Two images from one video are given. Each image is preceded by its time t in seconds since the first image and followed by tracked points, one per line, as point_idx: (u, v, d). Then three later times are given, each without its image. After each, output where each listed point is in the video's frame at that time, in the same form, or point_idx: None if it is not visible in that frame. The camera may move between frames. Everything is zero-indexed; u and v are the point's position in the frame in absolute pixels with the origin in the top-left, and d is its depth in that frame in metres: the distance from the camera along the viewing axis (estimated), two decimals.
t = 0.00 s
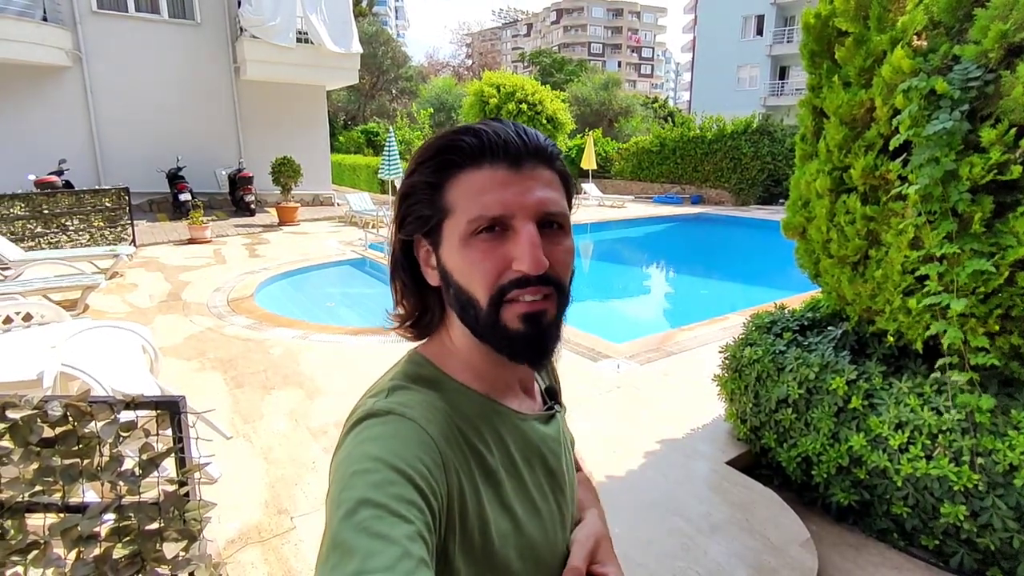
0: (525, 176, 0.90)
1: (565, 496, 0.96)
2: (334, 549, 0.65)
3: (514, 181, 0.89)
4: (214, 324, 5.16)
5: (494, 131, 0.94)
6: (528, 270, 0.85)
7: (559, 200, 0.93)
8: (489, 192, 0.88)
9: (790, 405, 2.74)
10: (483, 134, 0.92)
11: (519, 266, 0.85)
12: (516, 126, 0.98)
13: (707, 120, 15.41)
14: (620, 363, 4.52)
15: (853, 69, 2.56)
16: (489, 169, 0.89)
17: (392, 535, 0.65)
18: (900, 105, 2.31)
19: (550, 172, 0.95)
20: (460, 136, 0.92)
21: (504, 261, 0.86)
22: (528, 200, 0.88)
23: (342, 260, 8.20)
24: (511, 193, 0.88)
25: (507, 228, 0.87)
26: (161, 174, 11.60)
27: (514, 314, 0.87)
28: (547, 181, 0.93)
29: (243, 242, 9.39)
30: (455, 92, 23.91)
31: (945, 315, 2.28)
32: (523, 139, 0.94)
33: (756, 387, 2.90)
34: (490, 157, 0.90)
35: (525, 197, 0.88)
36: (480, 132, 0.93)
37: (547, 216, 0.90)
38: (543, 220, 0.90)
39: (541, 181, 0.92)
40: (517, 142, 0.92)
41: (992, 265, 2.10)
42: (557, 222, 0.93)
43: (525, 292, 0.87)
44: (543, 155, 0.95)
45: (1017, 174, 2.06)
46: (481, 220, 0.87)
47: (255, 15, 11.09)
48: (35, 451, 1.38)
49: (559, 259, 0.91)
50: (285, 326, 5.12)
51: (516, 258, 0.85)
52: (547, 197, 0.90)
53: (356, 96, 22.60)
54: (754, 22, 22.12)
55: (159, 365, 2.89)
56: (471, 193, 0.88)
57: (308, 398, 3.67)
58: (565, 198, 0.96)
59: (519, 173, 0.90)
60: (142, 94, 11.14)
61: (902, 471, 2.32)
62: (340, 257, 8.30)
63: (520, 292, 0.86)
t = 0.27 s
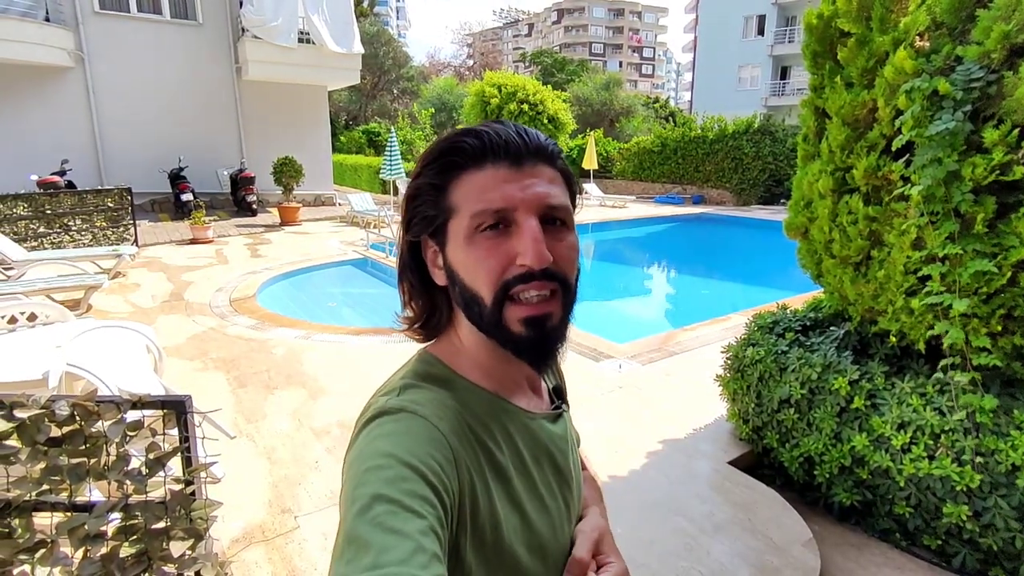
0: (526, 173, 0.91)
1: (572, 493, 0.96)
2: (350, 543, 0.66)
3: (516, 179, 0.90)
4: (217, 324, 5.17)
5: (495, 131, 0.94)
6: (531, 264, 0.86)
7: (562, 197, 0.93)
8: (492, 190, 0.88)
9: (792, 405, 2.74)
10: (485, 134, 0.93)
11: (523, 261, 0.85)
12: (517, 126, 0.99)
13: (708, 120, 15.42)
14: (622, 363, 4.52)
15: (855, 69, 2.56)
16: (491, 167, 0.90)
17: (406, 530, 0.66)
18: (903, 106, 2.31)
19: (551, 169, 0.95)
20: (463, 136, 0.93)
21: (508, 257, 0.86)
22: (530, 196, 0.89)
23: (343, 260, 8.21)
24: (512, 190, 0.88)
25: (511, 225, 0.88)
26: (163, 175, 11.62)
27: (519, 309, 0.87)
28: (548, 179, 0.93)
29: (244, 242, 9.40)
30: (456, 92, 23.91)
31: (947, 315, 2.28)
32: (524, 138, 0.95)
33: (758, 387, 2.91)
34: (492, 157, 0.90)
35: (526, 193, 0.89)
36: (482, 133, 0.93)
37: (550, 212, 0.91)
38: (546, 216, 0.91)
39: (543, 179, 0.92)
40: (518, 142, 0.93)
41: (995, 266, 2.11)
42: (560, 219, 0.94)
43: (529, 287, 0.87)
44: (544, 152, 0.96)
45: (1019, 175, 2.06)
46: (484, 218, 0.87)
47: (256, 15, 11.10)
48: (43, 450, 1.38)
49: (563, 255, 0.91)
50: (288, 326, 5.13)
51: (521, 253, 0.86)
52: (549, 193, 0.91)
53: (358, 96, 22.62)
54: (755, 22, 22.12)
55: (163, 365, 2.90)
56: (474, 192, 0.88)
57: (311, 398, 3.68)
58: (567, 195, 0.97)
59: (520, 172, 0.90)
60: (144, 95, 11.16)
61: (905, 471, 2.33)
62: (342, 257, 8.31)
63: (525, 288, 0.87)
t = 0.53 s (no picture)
0: (533, 183, 0.90)
1: (575, 497, 0.96)
2: (350, 545, 0.65)
3: (524, 188, 0.89)
4: (218, 324, 5.17)
5: (501, 137, 0.94)
6: (540, 276, 0.85)
7: (569, 205, 0.93)
8: (499, 199, 0.88)
9: (794, 406, 2.73)
10: (491, 141, 0.92)
11: (532, 274, 0.85)
12: (523, 131, 0.98)
13: (710, 120, 15.40)
14: (624, 364, 4.51)
15: (858, 69, 2.55)
16: (499, 175, 0.89)
17: (408, 532, 0.65)
18: (906, 105, 2.31)
19: (559, 176, 0.95)
20: (469, 143, 0.92)
21: (517, 269, 0.86)
22: (538, 206, 0.88)
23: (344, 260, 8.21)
24: (521, 200, 0.88)
25: (519, 234, 0.87)
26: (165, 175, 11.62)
27: (528, 318, 0.87)
28: (556, 188, 0.93)
29: (246, 242, 9.40)
30: (457, 92, 23.91)
31: (951, 316, 2.28)
32: (530, 145, 0.94)
33: (761, 387, 2.90)
34: (499, 164, 0.90)
35: (535, 203, 0.88)
36: (488, 139, 0.93)
37: (558, 220, 0.91)
38: (553, 224, 0.90)
39: (551, 188, 0.92)
40: (525, 149, 0.92)
41: (998, 266, 2.10)
42: (568, 228, 0.93)
43: (540, 298, 0.87)
44: (551, 160, 0.95)
45: None
46: (492, 226, 0.87)
47: (257, 15, 11.07)
48: (44, 451, 1.37)
49: (569, 266, 0.91)
50: (289, 326, 5.12)
51: (529, 265, 0.85)
52: (557, 203, 0.90)
53: (359, 96, 22.63)
54: (757, 22, 22.10)
55: (164, 365, 2.90)
56: (481, 200, 0.88)
57: (312, 399, 3.68)
58: (574, 202, 0.97)
59: (528, 180, 0.90)
60: (145, 94, 11.16)
61: (908, 472, 2.32)
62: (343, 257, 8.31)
63: (535, 297, 0.86)
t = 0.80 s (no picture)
0: (527, 182, 0.90)
1: (574, 500, 0.96)
2: (349, 549, 0.65)
3: (518, 188, 0.89)
4: (219, 324, 5.17)
5: (494, 138, 0.93)
6: (536, 277, 0.85)
7: (563, 203, 0.93)
8: (494, 200, 0.87)
9: (795, 407, 2.73)
10: (483, 142, 0.92)
11: (527, 274, 0.85)
12: (517, 131, 0.97)
13: (711, 120, 15.38)
14: (624, 364, 4.51)
15: (860, 69, 2.55)
16: (491, 176, 0.89)
17: (407, 537, 0.65)
18: (908, 105, 2.30)
19: (554, 175, 0.95)
20: (462, 144, 0.92)
21: (514, 269, 0.86)
22: (532, 206, 0.88)
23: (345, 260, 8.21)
24: (515, 201, 0.88)
25: (513, 236, 0.87)
26: (166, 174, 11.64)
27: (527, 319, 0.86)
28: (551, 186, 0.93)
29: (247, 241, 9.40)
30: (458, 92, 23.91)
31: (952, 317, 2.27)
32: (523, 145, 0.94)
33: (761, 388, 2.90)
34: (492, 164, 0.89)
35: (529, 203, 0.88)
36: (481, 140, 0.92)
37: (553, 219, 0.90)
38: (549, 224, 0.90)
39: (545, 188, 0.92)
40: (518, 149, 0.92)
41: (999, 268, 2.09)
42: (563, 226, 0.93)
43: (538, 300, 0.86)
44: (545, 158, 0.95)
45: None
46: (487, 229, 0.87)
47: (258, 16, 11.17)
48: (44, 451, 1.37)
49: (566, 263, 0.91)
50: (290, 326, 5.13)
51: (525, 265, 0.85)
52: (552, 202, 0.90)
53: (360, 96, 22.65)
54: (758, 22, 22.08)
55: (165, 365, 2.90)
56: (476, 201, 0.88)
57: (313, 399, 3.68)
58: (569, 200, 0.96)
59: (521, 181, 0.89)
60: (147, 94, 11.17)
61: (909, 474, 2.31)
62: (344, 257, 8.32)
63: (532, 301, 0.86)
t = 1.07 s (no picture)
0: (505, 175, 0.91)
1: (579, 501, 0.96)
2: (352, 546, 0.66)
3: (497, 182, 0.89)
4: (221, 324, 5.18)
5: (475, 136, 0.94)
6: (518, 265, 0.85)
7: (546, 193, 0.93)
8: (474, 195, 0.88)
9: (795, 407, 2.74)
10: (463, 140, 0.93)
11: (510, 263, 0.85)
12: (499, 129, 0.98)
13: (712, 120, 15.37)
14: (625, 364, 4.52)
15: (860, 70, 2.56)
16: (471, 173, 0.90)
17: (409, 534, 0.66)
18: (908, 107, 2.31)
19: (534, 167, 0.95)
20: (443, 144, 0.93)
21: (496, 259, 0.86)
22: (510, 197, 0.89)
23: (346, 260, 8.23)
24: (495, 193, 0.88)
25: (496, 228, 0.88)
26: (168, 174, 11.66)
27: (515, 311, 0.87)
28: (530, 177, 0.93)
29: (248, 242, 9.42)
30: (459, 92, 23.92)
31: (952, 317, 2.27)
32: (502, 141, 0.95)
33: (762, 389, 2.90)
34: (470, 161, 0.90)
35: (508, 194, 0.89)
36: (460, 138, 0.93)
37: (535, 209, 0.91)
38: (530, 214, 0.90)
39: (525, 178, 0.92)
40: (496, 144, 0.93)
41: (998, 269, 2.10)
42: (548, 217, 0.93)
43: (521, 288, 0.87)
44: (526, 152, 0.96)
45: None
46: (469, 223, 0.88)
47: (260, 16, 11.23)
48: (46, 451, 1.38)
49: (554, 251, 0.91)
50: (291, 326, 5.14)
51: (506, 255, 0.86)
52: (532, 191, 0.91)
53: (361, 96, 22.66)
54: (759, 22, 22.06)
55: (167, 365, 2.91)
56: (458, 199, 0.89)
57: (314, 398, 3.69)
58: (554, 191, 0.97)
59: (499, 173, 0.90)
60: (149, 94, 11.18)
61: (909, 474, 2.32)
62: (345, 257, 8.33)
63: (517, 291, 0.87)
